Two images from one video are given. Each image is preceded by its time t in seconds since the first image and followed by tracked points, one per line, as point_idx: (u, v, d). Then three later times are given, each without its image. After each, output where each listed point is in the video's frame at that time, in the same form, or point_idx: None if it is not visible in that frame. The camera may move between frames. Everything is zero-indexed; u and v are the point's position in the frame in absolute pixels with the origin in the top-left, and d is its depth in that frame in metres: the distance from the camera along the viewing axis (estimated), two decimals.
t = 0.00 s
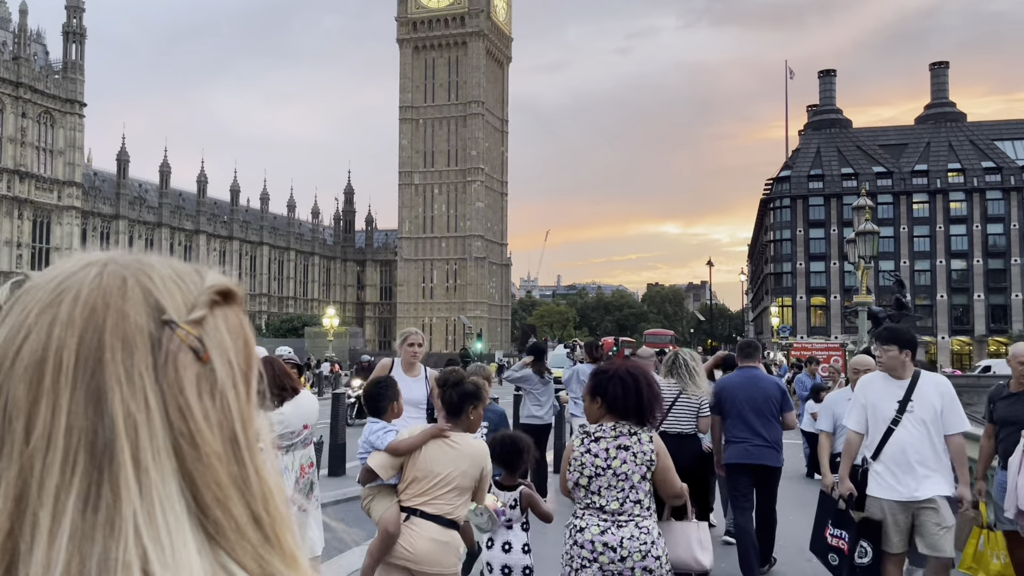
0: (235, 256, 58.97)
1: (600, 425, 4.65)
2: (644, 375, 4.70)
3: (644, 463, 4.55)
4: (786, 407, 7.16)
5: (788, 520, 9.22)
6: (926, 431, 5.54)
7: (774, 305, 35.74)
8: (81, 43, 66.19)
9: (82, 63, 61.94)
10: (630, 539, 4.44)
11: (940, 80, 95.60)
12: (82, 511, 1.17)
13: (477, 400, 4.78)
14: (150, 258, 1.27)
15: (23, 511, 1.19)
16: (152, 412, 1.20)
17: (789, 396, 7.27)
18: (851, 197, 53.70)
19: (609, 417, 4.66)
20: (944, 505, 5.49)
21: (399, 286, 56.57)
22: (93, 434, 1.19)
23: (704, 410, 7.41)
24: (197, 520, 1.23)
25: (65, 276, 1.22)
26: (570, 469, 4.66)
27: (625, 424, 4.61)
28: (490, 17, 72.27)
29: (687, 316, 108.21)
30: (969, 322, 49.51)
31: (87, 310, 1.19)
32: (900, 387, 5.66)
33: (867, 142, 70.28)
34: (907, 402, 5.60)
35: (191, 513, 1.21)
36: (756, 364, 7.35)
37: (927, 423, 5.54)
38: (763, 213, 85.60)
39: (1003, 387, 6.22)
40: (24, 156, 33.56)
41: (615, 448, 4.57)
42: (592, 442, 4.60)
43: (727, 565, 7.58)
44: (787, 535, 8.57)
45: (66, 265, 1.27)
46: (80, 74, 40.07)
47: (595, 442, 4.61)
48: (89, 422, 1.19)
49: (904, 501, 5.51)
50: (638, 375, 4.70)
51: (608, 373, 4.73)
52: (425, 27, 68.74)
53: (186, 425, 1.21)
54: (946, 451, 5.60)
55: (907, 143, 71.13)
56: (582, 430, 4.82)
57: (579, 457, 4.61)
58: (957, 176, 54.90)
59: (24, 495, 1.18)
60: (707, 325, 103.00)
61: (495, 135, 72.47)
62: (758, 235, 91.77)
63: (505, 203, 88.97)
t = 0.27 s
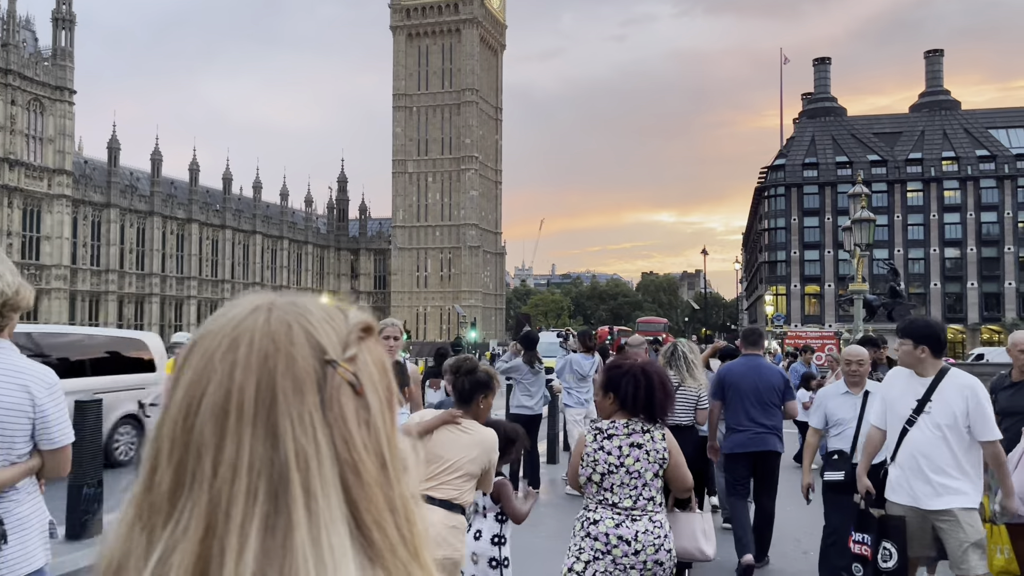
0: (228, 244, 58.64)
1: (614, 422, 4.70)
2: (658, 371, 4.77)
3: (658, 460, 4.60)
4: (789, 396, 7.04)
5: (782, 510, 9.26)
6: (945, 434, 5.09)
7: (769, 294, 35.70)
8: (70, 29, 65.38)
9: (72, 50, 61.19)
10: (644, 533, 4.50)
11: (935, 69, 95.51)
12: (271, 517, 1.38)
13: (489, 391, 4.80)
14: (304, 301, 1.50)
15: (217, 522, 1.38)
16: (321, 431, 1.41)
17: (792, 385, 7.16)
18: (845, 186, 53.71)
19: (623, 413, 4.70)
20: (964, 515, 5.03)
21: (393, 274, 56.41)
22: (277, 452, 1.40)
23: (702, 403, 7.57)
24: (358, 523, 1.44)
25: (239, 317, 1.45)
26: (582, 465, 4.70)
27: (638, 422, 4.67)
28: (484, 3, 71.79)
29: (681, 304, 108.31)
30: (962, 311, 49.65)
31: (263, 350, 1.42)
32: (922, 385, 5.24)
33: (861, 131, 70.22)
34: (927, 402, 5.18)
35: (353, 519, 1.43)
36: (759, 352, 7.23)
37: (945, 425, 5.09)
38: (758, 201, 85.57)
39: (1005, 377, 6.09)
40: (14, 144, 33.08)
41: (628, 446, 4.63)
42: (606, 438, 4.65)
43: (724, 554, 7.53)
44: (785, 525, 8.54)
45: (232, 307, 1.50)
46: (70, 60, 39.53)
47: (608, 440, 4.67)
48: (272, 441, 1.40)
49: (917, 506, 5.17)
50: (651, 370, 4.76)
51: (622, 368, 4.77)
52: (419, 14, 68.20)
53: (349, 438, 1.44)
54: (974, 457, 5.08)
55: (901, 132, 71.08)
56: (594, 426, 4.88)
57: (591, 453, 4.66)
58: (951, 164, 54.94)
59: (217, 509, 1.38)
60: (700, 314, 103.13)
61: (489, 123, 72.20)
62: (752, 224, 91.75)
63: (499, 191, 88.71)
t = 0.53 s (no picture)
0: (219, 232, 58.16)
1: (621, 402, 4.59)
2: (666, 354, 4.56)
3: (665, 442, 4.49)
4: (786, 380, 6.93)
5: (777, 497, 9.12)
6: (962, 421, 4.27)
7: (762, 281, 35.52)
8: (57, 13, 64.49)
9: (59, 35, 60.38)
10: (647, 511, 4.38)
11: (928, 56, 95.43)
12: (402, 440, 1.35)
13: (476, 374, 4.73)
14: (408, 254, 1.51)
15: (352, 451, 1.35)
16: (436, 358, 1.41)
17: (789, 370, 7.04)
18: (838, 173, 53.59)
19: (628, 393, 4.56)
20: (983, 516, 4.18)
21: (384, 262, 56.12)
22: (401, 380, 1.38)
23: (700, 388, 7.46)
24: (480, 461, 1.43)
25: (348, 268, 1.46)
26: (587, 445, 4.59)
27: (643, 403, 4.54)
28: None
29: (673, 293, 108.27)
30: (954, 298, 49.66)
31: (379, 285, 1.43)
32: (941, 369, 4.46)
33: (855, 118, 70.07)
34: (945, 386, 4.39)
35: (471, 448, 1.41)
36: (757, 337, 7.11)
37: (962, 411, 4.27)
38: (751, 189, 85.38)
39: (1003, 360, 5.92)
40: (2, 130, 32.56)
41: (636, 426, 4.51)
42: (612, 418, 4.55)
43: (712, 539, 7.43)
44: (779, 512, 8.41)
45: (341, 259, 1.51)
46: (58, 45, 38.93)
47: (614, 420, 4.56)
48: (392, 373, 1.39)
49: (937, 502, 4.35)
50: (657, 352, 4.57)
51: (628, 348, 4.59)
52: None
53: (459, 372, 1.43)
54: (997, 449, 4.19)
55: (894, 119, 71.00)
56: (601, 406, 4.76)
57: (597, 432, 4.55)
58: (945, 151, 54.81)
59: (346, 434, 1.36)
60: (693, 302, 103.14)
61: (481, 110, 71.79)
62: (745, 211, 91.62)
63: (492, 179, 88.36)
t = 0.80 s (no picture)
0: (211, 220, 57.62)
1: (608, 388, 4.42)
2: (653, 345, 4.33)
3: (650, 427, 4.30)
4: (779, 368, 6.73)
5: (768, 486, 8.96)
6: (972, 415, 3.88)
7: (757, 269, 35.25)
8: None
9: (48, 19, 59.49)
10: (626, 491, 4.16)
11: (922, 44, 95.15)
12: (439, 423, 1.40)
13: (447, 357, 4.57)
14: (432, 252, 1.56)
15: (394, 437, 1.40)
16: (463, 349, 1.47)
17: (783, 360, 6.84)
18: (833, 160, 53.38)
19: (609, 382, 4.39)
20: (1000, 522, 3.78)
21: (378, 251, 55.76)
22: (434, 369, 1.43)
23: (696, 371, 7.17)
24: (503, 444, 1.50)
25: (377, 269, 1.51)
26: (574, 432, 4.42)
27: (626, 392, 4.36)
28: None
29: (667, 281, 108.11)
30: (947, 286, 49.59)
31: (409, 283, 1.48)
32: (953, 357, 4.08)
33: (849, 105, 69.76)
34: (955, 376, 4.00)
35: (494, 431, 1.49)
36: (750, 327, 6.93)
37: (973, 405, 3.88)
38: (745, 176, 85.13)
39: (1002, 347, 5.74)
40: None
41: (621, 412, 4.33)
42: (599, 403, 4.37)
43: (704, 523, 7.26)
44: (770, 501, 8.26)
45: (369, 259, 1.55)
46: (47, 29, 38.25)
47: (600, 404, 4.39)
48: (426, 362, 1.44)
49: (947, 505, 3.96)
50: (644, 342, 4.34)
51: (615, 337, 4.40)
52: None
53: (483, 359, 1.50)
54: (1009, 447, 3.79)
55: (889, 107, 70.78)
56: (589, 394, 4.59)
57: (584, 418, 4.39)
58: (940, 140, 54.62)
59: (385, 419, 1.41)
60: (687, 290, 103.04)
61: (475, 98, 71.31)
62: (739, 199, 91.39)
63: (485, 166, 87.89)
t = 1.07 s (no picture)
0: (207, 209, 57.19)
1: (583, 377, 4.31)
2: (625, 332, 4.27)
3: (628, 414, 4.19)
4: (769, 352, 6.68)
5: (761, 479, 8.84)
6: (995, 411, 3.50)
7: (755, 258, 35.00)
8: None
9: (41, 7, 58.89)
10: (607, 483, 4.07)
11: (922, 31, 94.63)
12: (447, 381, 1.53)
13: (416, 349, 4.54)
14: (440, 237, 1.70)
15: (406, 390, 1.53)
16: (469, 314, 1.61)
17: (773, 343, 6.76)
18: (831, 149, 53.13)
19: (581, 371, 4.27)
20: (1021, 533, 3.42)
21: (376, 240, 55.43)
22: (443, 330, 1.56)
23: (688, 361, 7.01)
24: (504, 404, 1.63)
25: (392, 248, 1.65)
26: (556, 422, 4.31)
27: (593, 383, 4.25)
28: None
29: (665, 270, 107.85)
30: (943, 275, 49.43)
31: (422, 260, 1.62)
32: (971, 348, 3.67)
33: (848, 93, 69.35)
34: (973, 367, 3.62)
35: (496, 389, 1.62)
36: (738, 312, 6.85)
37: (997, 402, 3.50)
38: (743, 165, 84.83)
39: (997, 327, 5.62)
40: None
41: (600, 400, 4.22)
42: (577, 391, 4.25)
43: (697, 513, 7.16)
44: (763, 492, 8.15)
45: (384, 240, 1.68)
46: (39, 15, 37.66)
47: (579, 391, 4.26)
48: (435, 325, 1.57)
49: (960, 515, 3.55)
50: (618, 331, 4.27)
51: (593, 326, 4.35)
52: None
53: (486, 325, 1.63)
54: None
55: (887, 95, 70.46)
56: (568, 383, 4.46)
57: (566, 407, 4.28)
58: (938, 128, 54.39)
59: (398, 379, 1.54)
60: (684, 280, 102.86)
61: (471, 86, 70.96)
62: (737, 188, 91.12)
63: (482, 155, 87.42)
